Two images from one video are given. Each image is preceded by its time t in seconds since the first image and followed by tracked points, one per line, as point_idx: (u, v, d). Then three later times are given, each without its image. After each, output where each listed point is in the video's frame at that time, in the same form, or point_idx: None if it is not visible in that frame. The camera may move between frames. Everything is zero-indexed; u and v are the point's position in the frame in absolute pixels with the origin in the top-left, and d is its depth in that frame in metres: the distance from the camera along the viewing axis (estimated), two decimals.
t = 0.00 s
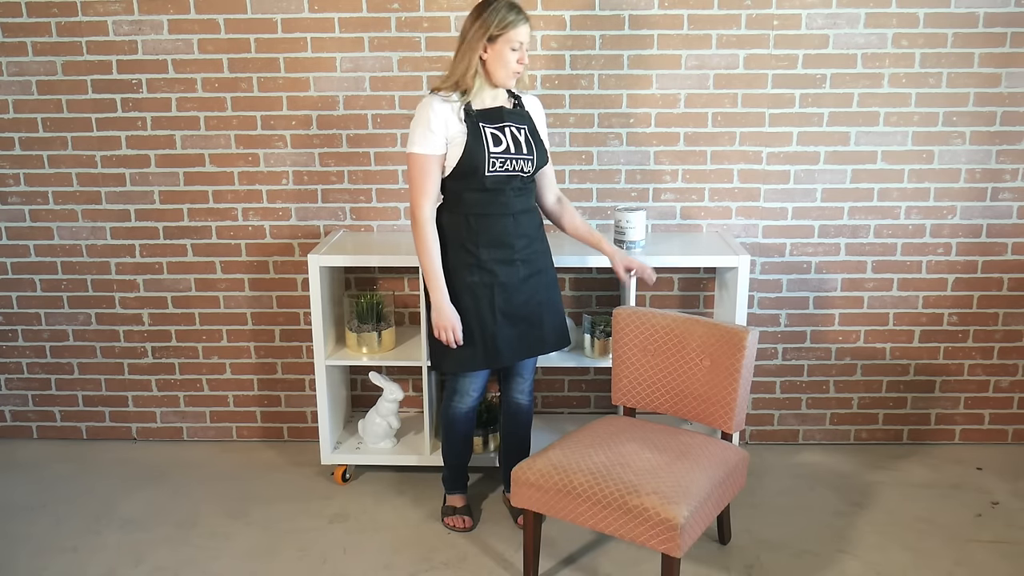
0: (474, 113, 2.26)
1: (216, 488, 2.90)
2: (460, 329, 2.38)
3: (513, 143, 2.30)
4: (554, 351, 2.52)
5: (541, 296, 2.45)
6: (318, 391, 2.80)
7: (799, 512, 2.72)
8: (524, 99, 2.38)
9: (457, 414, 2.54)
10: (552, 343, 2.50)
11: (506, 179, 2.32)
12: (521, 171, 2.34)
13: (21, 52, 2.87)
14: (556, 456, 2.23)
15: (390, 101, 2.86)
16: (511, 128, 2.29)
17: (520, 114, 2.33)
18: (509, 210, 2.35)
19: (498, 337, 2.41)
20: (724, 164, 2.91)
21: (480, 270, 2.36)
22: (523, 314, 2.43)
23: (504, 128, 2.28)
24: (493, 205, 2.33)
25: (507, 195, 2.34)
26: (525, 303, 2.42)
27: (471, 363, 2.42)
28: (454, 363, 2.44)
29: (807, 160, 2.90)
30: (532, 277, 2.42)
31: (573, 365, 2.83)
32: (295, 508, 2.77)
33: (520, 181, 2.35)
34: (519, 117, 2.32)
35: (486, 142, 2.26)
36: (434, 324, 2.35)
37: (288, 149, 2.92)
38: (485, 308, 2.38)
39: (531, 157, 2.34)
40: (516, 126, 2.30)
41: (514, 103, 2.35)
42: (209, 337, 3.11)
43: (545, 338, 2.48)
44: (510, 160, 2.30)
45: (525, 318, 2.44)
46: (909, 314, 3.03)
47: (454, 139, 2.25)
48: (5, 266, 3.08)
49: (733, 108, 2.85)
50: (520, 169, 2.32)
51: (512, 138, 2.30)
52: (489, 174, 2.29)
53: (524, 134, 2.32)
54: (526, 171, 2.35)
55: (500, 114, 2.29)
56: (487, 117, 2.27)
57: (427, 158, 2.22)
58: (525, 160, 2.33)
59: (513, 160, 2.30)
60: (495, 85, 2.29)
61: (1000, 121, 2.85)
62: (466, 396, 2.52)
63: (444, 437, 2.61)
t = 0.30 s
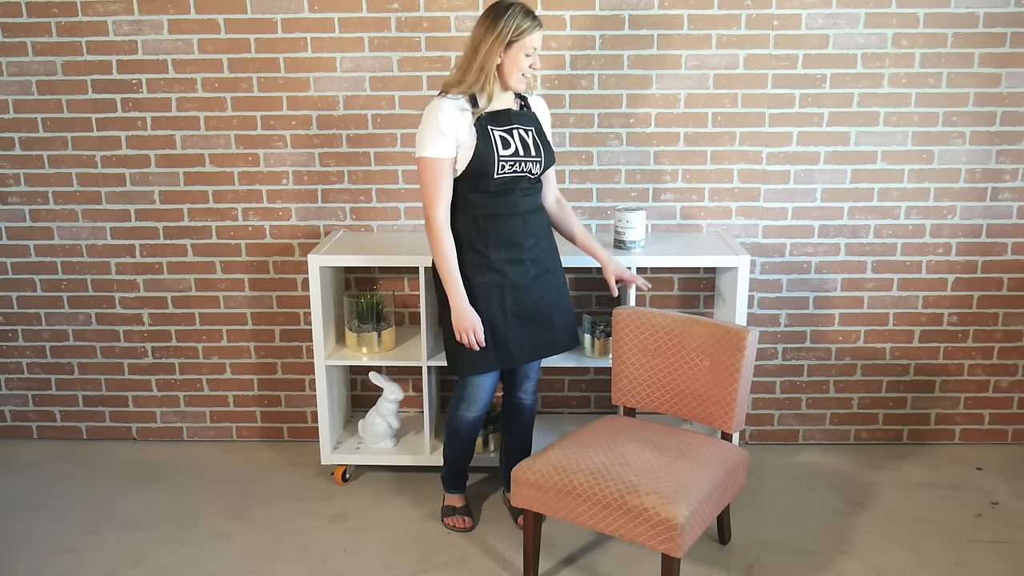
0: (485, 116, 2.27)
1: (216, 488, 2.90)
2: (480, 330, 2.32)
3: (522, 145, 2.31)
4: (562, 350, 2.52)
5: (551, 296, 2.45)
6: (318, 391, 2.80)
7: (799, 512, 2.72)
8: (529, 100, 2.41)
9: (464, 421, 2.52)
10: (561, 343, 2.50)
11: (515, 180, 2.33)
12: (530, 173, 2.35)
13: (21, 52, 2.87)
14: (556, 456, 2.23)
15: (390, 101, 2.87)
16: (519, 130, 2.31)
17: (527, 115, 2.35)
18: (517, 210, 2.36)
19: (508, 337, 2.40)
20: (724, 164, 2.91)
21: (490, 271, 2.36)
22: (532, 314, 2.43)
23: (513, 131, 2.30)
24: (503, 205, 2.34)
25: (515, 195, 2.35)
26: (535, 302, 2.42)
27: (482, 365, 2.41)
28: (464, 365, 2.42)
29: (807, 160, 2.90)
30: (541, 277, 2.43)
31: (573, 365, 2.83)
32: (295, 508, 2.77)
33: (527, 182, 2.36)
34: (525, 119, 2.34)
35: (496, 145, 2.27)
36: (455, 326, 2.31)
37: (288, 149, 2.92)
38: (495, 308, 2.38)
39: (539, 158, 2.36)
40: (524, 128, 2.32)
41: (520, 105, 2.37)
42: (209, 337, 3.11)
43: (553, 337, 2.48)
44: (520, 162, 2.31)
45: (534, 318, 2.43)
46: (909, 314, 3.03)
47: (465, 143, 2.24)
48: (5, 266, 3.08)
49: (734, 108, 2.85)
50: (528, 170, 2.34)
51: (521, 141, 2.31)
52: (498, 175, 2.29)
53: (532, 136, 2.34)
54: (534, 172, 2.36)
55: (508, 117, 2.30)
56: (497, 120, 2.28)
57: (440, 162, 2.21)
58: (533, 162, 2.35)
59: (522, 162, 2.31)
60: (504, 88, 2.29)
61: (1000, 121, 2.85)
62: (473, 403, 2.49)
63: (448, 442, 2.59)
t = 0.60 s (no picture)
0: (493, 116, 2.27)
1: (215, 488, 2.90)
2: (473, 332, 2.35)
3: (530, 147, 2.31)
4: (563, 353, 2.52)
5: (554, 298, 2.45)
6: (318, 391, 2.80)
7: (799, 512, 2.72)
8: (545, 101, 2.38)
9: (465, 422, 2.52)
10: (562, 344, 2.50)
11: (522, 182, 2.33)
12: (537, 175, 2.35)
13: (21, 52, 2.87)
14: (556, 456, 2.23)
15: (390, 101, 2.87)
16: (529, 131, 2.30)
17: (541, 118, 2.33)
18: (522, 211, 2.35)
19: (509, 338, 2.40)
20: (724, 164, 2.91)
21: (493, 271, 2.36)
22: (535, 315, 2.43)
23: (522, 132, 2.29)
24: (508, 206, 2.33)
25: (521, 196, 2.34)
26: (537, 304, 2.42)
27: (482, 365, 2.40)
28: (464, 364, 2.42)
29: (807, 160, 2.90)
30: (545, 279, 2.42)
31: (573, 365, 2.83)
32: (295, 508, 2.77)
33: (534, 184, 2.36)
34: (538, 121, 2.32)
35: (503, 145, 2.27)
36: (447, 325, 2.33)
37: (288, 149, 2.92)
38: (497, 309, 2.38)
39: (547, 162, 2.36)
40: (535, 130, 2.31)
41: (535, 106, 2.35)
42: (209, 337, 3.11)
43: (555, 340, 2.48)
44: (527, 164, 2.31)
45: (537, 319, 2.43)
46: (909, 314, 3.03)
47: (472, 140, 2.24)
48: (5, 266, 3.08)
49: (733, 108, 2.85)
50: (536, 172, 2.34)
51: (530, 143, 2.30)
52: (504, 176, 2.30)
53: (543, 139, 2.33)
54: (541, 175, 2.36)
55: (519, 118, 2.29)
56: (506, 120, 2.28)
57: (442, 159, 2.22)
58: (541, 165, 2.34)
59: (529, 164, 2.31)
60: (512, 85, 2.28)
61: (999, 121, 2.85)
62: (473, 404, 2.50)
63: (449, 442, 2.60)
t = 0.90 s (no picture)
0: (496, 115, 2.27)
1: (215, 488, 2.90)
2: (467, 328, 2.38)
3: (531, 148, 2.30)
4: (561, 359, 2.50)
5: (552, 302, 2.45)
6: (318, 391, 2.80)
7: (800, 512, 2.72)
8: (552, 100, 2.36)
9: (465, 421, 2.54)
10: (560, 350, 2.49)
11: (521, 183, 2.32)
12: (537, 176, 2.33)
13: (21, 52, 2.87)
14: (556, 456, 2.23)
15: (390, 101, 2.86)
16: (531, 132, 2.29)
17: (546, 117, 2.32)
18: (521, 213, 2.35)
19: (504, 339, 2.40)
20: (724, 164, 2.91)
21: (489, 271, 2.37)
22: (532, 318, 2.43)
23: (523, 132, 2.28)
24: (506, 206, 2.34)
25: (520, 197, 2.34)
26: (534, 306, 2.42)
27: (475, 365, 2.42)
28: (460, 361, 2.44)
29: (807, 160, 2.90)
30: (543, 282, 2.42)
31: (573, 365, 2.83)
32: (295, 508, 2.77)
33: (534, 185, 2.34)
34: (542, 121, 2.31)
35: (503, 144, 2.27)
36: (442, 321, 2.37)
37: (288, 149, 2.92)
38: (492, 308, 2.39)
39: (549, 163, 2.33)
40: (538, 130, 2.30)
41: (541, 106, 2.34)
42: (209, 337, 3.11)
43: (552, 345, 2.48)
44: (526, 165, 2.30)
45: (534, 322, 2.43)
46: (909, 314, 3.03)
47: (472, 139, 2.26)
48: (5, 266, 3.08)
49: (733, 108, 2.85)
50: (536, 174, 2.32)
51: (531, 143, 2.30)
52: (502, 176, 2.30)
53: (545, 140, 2.31)
54: (542, 176, 2.34)
55: (522, 118, 2.29)
56: (509, 120, 2.28)
57: (442, 158, 2.26)
58: (542, 166, 2.32)
59: (529, 165, 2.30)
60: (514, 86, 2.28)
61: (1000, 121, 2.85)
62: (473, 402, 2.51)
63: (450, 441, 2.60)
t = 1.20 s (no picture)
0: (481, 111, 2.27)
1: (215, 488, 2.89)
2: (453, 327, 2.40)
3: (516, 144, 2.30)
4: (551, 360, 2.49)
5: (541, 302, 2.44)
6: (318, 391, 2.80)
7: (800, 512, 2.71)
8: (537, 96, 2.36)
9: (460, 415, 2.55)
10: (551, 351, 2.48)
11: (506, 181, 2.32)
12: (523, 174, 2.33)
13: (21, 52, 2.87)
14: (556, 456, 2.23)
15: (390, 101, 2.86)
16: (516, 129, 2.29)
17: (531, 113, 2.32)
18: (507, 213, 2.35)
19: (491, 339, 2.41)
20: (724, 164, 2.91)
21: (475, 271, 2.37)
22: (520, 319, 2.42)
23: (509, 129, 2.28)
24: (492, 205, 2.34)
25: (506, 197, 2.34)
26: (521, 307, 2.42)
27: (461, 364, 2.44)
28: (449, 361, 2.46)
29: (807, 160, 2.90)
30: (530, 282, 2.41)
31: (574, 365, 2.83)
32: (295, 508, 2.77)
33: (521, 184, 2.34)
34: (527, 117, 2.31)
35: (487, 141, 2.27)
36: (427, 321, 2.38)
37: (288, 149, 2.92)
38: (479, 309, 2.39)
39: (534, 160, 2.33)
40: (523, 126, 2.30)
41: (526, 101, 2.34)
42: (209, 337, 3.11)
43: (542, 346, 2.46)
44: (510, 162, 2.30)
45: (522, 322, 2.43)
46: (909, 314, 3.03)
47: (456, 138, 2.27)
48: (5, 266, 3.08)
49: (733, 108, 2.85)
50: (521, 171, 2.32)
51: (516, 140, 2.30)
52: (487, 174, 2.30)
53: (531, 136, 2.32)
54: (527, 174, 2.34)
55: (506, 114, 2.28)
56: (494, 116, 2.28)
57: (426, 157, 2.28)
58: (527, 163, 2.32)
59: (513, 162, 2.30)
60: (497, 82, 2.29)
61: (1000, 121, 2.85)
62: (469, 397, 2.52)
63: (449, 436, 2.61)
